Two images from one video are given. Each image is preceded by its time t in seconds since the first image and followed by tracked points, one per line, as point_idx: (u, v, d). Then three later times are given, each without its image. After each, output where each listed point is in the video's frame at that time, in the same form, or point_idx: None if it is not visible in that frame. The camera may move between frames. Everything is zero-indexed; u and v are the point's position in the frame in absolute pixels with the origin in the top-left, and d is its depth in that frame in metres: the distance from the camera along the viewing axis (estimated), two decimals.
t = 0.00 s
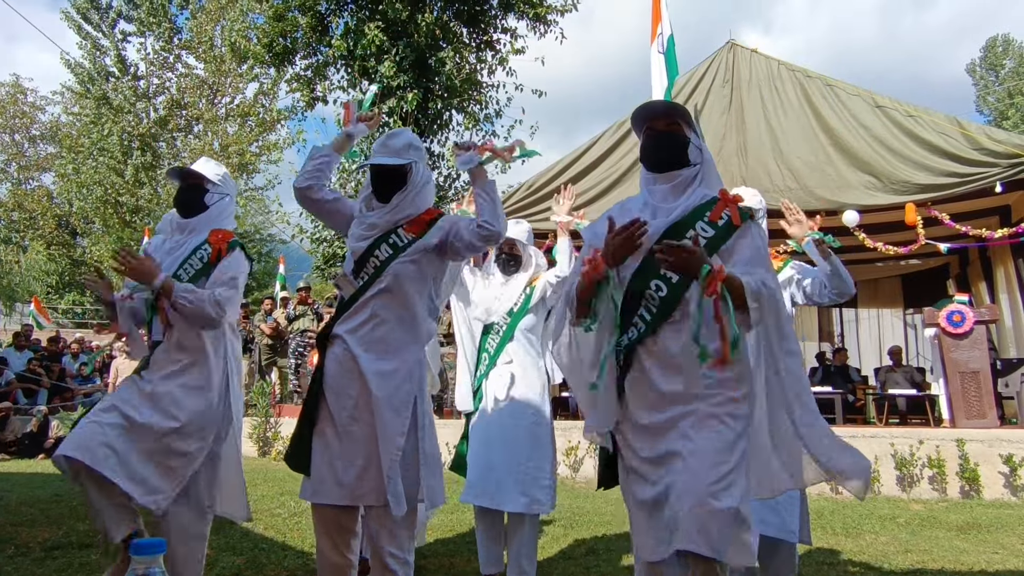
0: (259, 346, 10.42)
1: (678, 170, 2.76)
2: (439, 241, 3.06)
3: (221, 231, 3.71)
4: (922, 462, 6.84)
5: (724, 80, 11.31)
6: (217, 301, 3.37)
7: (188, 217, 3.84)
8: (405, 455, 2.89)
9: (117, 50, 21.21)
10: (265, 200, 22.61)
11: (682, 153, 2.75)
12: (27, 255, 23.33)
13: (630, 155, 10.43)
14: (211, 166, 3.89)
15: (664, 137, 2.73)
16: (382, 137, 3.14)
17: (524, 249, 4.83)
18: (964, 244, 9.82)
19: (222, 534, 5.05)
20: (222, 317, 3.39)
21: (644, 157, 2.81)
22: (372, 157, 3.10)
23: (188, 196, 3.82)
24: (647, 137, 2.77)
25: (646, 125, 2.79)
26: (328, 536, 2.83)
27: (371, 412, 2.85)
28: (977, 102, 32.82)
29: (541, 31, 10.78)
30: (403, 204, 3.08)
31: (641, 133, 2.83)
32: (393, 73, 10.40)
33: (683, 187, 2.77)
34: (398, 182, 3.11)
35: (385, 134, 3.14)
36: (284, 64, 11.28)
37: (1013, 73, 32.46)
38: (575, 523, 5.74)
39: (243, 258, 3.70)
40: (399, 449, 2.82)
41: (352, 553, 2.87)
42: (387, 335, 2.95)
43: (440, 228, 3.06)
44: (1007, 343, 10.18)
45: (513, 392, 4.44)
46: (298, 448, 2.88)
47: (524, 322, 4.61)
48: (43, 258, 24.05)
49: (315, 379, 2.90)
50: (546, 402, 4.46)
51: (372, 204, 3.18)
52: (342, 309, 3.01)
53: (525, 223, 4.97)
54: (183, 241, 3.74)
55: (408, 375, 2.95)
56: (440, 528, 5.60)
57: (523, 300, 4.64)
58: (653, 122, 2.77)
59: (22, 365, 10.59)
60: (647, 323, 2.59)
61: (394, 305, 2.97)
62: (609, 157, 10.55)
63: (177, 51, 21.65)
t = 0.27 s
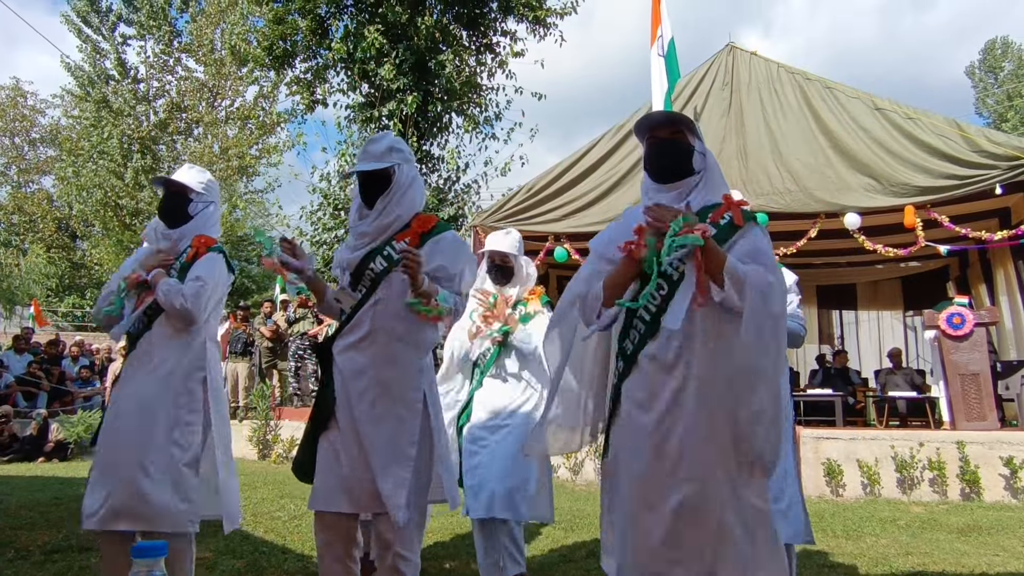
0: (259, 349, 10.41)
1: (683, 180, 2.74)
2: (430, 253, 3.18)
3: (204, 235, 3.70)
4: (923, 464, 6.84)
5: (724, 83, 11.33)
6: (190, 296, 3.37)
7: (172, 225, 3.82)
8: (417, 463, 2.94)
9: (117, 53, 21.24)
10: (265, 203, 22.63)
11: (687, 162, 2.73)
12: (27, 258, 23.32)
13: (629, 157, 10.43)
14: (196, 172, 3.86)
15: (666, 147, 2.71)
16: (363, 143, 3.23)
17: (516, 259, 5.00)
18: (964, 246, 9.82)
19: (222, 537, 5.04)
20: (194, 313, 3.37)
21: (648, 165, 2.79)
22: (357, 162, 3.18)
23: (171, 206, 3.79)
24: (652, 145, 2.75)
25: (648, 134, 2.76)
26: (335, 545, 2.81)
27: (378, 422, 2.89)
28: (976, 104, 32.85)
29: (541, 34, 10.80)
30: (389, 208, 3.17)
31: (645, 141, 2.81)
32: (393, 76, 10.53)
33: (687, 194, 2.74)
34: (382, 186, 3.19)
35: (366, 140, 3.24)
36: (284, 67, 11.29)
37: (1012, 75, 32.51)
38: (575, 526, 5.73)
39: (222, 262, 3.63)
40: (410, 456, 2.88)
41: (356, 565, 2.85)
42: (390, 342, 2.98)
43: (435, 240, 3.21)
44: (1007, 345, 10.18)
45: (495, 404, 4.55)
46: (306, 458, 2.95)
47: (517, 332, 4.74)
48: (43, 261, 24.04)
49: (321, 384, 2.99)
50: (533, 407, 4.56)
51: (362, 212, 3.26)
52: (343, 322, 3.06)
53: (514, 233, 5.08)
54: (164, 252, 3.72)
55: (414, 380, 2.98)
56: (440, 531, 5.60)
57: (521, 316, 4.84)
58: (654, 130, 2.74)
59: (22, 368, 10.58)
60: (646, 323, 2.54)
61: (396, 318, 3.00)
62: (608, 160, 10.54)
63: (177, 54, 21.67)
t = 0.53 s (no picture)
0: (258, 352, 10.41)
1: (688, 180, 2.75)
2: (415, 254, 3.22)
3: (199, 236, 3.75)
4: (922, 467, 6.83)
5: (723, 87, 11.35)
6: (188, 300, 3.47)
7: (163, 224, 3.87)
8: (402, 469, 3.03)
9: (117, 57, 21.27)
10: (265, 206, 22.65)
11: (690, 161, 2.73)
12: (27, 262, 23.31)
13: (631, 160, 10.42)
14: (189, 173, 3.93)
15: (668, 148, 2.71)
16: (359, 147, 3.32)
17: (513, 257, 5.06)
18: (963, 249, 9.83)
19: (221, 540, 5.03)
20: (192, 317, 3.49)
21: (651, 166, 2.79)
22: (351, 163, 3.28)
23: (163, 205, 3.85)
24: (656, 146, 2.73)
25: (650, 134, 2.76)
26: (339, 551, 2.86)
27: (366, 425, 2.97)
28: (975, 108, 32.90)
29: (540, 37, 10.82)
30: (377, 212, 3.25)
31: (647, 141, 2.80)
32: (393, 80, 10.57)
33: (690, 194, 2.74)
34: (370, 188, 3.28)
35: (363, 144, 3.33)
36: (284, 71, 11.31)
37: (1012, 78, 32.56)
38: (575, 529, 5.72)
39: (220, 266, 3.76)
40: (394, 461, 2.98)
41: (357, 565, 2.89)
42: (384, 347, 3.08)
43: (419, 242, 3.27)
44: (1007, 348, 10.18)
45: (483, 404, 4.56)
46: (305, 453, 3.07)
47: (511, 324, 4.76)
48: (43, 265, 24.05)
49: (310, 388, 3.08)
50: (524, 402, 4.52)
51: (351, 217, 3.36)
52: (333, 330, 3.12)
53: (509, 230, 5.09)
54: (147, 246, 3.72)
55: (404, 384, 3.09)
56: (440, 534, 5.59)
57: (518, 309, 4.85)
58: (656, 131, 2.73)
59: (21, 371, 10.58)
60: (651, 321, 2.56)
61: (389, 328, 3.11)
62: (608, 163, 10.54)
63: (177, 58, 21.68)
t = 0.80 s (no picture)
0: (258, 357, 10.40)
1: (686, 192, 2.75)
2: (417, 262, 3.23)
3: (200, 243, 3.76)
4: (923, 472, 6.82)
5: (722, 92, 11.36)
6: (196, 306, 3.46)
7: (165, 230, 3.85)
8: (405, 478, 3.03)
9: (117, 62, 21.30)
10: (265, 211, 22.66)
11: (688, 174, 2.73)
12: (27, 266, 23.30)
13: (629, 165, 10.42)
14: (191, 178, 3.91)
15: (668, 160, 2.70)
16: (358, 157, 3.31)
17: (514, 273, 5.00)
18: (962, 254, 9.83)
19: (220, 546, 5.01)
20: (199, 324, 3.47)
21: (650, 178, 2.78)
22: (350, 174, 3.25)
23: (166, 210, 3.83)
24: (656, 159, 2.73)
25: (649, 146, 2.75)
26: (337, 566, 2.93)
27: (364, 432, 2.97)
28: (974, 113, 32.96)
29: (540, 43, 10.84)
30: (378, 222, 3.25)
31: (645, 152, 2.80)
32: (392, 85, 10.58)
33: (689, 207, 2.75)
34: (371, 199, 3.27)
35: (361, 154, 3.31)
36: (284, 76, 11.32)
37: (1010, 84, 32.64)
38: (575, 534, 5.71)
39: (222, 272, 3.76)
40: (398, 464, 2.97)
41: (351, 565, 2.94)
42: (381, 354, 3.06)
43: (422, 249, 3.29)
44: (1007, 353, 10.17)
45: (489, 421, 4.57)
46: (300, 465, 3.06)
47: (515, 346, 4.72)
48: (42, 269, 24.04)
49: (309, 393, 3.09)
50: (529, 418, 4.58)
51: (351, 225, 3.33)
52: (331, 337, 3.15)
53: (510, 244, 5.01)
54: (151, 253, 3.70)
55: (403, 396, 3.05)
56: (440, 539, 5.57)
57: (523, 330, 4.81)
58: (655, 143, 2.73)
59: (20, 376, 10.57)
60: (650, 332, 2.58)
61: (388, 329, 3.11)
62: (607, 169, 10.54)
63: (177, 63, 21.70)
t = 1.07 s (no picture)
0: (256, 362, 10.39)
1: (680, 190, 2.75)
2: (417, 267, 3.23)
3: (200, 248, 3.79)
4: (921, 478, 6.82)
5: (721, 98, 11.39)
6: (192, 315, 3.46)
7: (171, 236, 3.91)
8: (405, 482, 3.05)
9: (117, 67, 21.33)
10: (264, 216, 22.67)
11: (682, 173, 2.73)
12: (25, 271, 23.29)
13: (626, 172, 10.43)
14: (193, 185, 3.95)
15: (662, 158, 2.69)
16: (357, 159, 3.30)
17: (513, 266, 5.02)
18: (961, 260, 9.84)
19: (218, 551, 5.00)
20: (195, 332, 3.48)
21: (644, 177, 2.78)
22: (350, 175, 3.26)
23: (170, 216, 3.88)
24: (650, 158, 2.72)
25: (642, 145, 2.75)
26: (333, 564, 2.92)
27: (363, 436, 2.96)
28: (972, 120, 33.06)
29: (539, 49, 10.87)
30: (380, 221, 3.25)
31: (638, 152, 2.79)
32: (392, 91, 10.60)
33: (685, 206, 2.76)
34: (370, 200, 3.28)
35: (359, 155, 3.30)
36: (283, 81, 11.33)
37: (1008, 91, 32.76)
38: (574, 541, 5.69)
39: (222, 276, 3.76)
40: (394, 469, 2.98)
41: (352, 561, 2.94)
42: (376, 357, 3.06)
43: (423, 251, 3.29)
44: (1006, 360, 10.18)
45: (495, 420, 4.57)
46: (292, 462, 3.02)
47: (514, 337, 4.77)
48: (41, 274, 24.03)
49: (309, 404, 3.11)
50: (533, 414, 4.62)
51: (349, 227, 3.34)
52: (332, 347, 3.15)
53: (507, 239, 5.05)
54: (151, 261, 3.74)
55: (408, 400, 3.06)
56: (438, 545, 5.55)
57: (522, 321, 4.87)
58: (650, 141, 2.72)
59: (18, 380, 10.55)
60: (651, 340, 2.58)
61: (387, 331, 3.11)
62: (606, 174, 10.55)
63: (176, 68, 21.72)
